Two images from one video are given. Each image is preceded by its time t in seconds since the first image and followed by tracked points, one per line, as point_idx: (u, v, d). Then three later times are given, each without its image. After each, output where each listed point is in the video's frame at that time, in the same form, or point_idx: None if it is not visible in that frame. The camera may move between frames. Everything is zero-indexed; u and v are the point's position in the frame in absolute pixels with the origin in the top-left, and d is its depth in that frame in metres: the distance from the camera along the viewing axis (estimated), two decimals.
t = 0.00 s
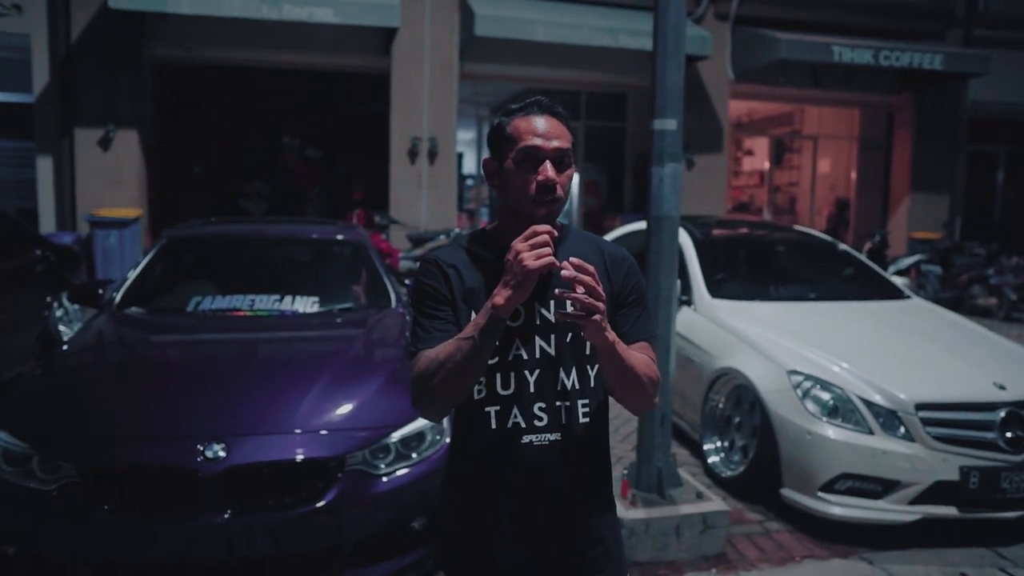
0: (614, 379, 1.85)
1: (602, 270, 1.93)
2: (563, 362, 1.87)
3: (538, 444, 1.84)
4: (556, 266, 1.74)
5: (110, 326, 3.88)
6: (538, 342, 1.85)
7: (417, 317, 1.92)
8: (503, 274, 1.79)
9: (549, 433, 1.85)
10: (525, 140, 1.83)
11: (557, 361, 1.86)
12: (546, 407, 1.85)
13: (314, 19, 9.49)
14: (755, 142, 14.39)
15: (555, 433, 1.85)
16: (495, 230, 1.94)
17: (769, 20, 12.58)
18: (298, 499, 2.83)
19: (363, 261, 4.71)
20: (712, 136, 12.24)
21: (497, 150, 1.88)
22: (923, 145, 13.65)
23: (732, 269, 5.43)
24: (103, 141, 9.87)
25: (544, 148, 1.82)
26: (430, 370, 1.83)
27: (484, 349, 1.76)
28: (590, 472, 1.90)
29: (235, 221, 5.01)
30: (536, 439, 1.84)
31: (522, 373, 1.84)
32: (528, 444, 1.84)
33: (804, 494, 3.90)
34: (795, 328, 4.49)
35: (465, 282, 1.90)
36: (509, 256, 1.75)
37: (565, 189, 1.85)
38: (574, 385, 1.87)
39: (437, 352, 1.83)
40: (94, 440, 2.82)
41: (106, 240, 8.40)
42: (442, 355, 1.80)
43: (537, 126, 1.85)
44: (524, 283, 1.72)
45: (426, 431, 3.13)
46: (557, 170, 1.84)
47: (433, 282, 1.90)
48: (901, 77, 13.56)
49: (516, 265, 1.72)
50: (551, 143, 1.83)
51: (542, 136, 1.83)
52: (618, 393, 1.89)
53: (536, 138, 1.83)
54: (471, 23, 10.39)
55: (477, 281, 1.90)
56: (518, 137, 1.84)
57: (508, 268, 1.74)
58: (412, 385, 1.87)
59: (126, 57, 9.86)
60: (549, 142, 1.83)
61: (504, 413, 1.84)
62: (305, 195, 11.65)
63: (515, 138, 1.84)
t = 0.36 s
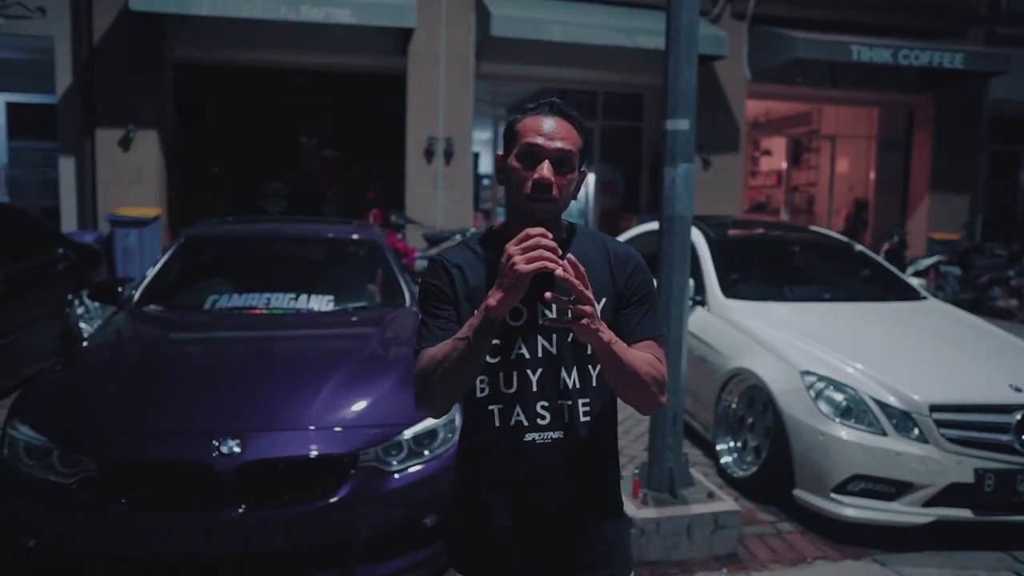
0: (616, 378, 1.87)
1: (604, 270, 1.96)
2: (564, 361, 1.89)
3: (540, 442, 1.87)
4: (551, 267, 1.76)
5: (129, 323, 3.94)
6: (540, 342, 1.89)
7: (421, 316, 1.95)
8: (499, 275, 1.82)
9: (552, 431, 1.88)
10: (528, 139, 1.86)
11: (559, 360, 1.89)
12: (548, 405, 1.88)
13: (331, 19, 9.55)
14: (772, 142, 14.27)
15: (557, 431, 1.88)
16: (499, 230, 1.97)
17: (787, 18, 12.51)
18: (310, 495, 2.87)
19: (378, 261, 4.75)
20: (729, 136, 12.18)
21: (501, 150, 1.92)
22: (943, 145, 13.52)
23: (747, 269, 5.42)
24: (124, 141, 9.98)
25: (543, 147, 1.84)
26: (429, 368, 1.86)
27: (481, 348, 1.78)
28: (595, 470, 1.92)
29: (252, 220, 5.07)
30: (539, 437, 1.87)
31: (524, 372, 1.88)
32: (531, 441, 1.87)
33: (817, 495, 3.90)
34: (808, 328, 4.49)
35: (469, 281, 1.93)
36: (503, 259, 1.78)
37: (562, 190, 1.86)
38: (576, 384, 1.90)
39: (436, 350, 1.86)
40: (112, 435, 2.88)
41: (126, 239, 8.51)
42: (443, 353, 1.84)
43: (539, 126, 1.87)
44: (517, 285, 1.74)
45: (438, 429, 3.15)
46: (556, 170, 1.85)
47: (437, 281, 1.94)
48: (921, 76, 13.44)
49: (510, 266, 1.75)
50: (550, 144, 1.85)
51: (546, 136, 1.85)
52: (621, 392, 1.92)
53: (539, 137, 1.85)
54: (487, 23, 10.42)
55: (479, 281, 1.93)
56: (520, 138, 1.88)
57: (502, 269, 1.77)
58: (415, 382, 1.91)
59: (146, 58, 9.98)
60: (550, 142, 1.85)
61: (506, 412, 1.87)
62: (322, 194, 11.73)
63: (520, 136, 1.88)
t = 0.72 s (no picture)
0: (626, 376, 1.89)
1: (613, 269, 1.98)
2: (574, 360, 1.91)
3: (551, 440, 1.89)
4: (557, 267, 1.78)
5: (149, 321, 3.99)
6: (550, 341, 1.91)
7: (433, 316, 1.98)
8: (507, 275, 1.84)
9: (562, 429, 1.90)
10: (534, 140, 1.88)
11: (569, 359, 1.91)
12: (559, 404, 1.90)
13: (349, 20, 9.60)
14: (790, 141, 14.12)
15: (568, 429, 1.90)
16: (508, 230, 1.99)
17: (805, 18, 12.44)
18: (325, 491, 2.90)
19: (394, 260, 4.78)
20: (746, 136, 12.13)
21: (509, 151, 1.94)
22: (965, 144, 13.38)
23: (763, 269, 5.41)
24: (145, 141, 10.09)
25: (549, 148, 1.86)
26: (440, 366, 1.88)
27: (490, 347, 1.81)
28: (606, 468, 1.94)
29: (270, 220, 5.12)
30: (549, 435, 1.89)
31: (535, 371, 1.90)
32: (541, 440, 1.89)
33: (832, 496, 3.88)
34: (824, 329, 4.47)
35: (479, 281, 1.95)
36: (509, 260, 1.81)
37: (568, 190, 1.89)
38: (586, 383, 1.92)
39: (447, 350, 1.89)
40: (131, 431, 2.93)
41: (147, 238, 8.62)
42: (454, 353, 1.86)
43: (547, 127, 1.89)
44: (523, 286, 1.76)
45: (452, 427, 3.17)
46: (563, 171, 1.87)
47: (448, 283, 1.96)
48: (943, 75, 13.31)
49: (516, 267, 1.77)
50: (557, 144, 1.87)
51: (553, 137, 1.87)
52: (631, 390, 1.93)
53: (545, 137, 1.88)
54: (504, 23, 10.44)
55: (489, 281, 1.95)
56: (528, 139, 1.90)
57: (509, 270, 1.79)
58: (427, 382, 1.93)
59: (167, 59, 10.09)
60: (557, 143, 1.87)
61: (517, 410, 1.89)
62: (340, 194, 11.80)
63: (527, 138, 1.90)
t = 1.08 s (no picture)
0: (633, 376, 1.90)
1: (621, 269, 1.99)
2: (582, 360, 1.93)
3: (558, 440, 1.91)
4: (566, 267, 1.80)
5: (164, 319, 4.04)
6: (558, 341, 1.92)
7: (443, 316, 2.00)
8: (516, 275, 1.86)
9: (570, 428, 1.91)
10: (542, 142, 1.90)
11: (577, 359, 1.92)
12: (566, 404, 1.91)
13: (364, 21, 9.64)
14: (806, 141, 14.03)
15: (575, 429, 1.91)
16: (517, 231, 2.01)
17: (821, 17, 12.38)
18: (337, 489, 2.94)
19: (406, 260, 4.81)
20: (761, 135, 12.09)
21: (517, 151, 1.95)
22: (983, 144, 13.26)
23: (775, 270, 5.40)
24: (161, 141, 10.17)
25: (558, 149, 1.88)
26: (449, 366, 1.91)
27: (498, 347, 1.83)
28: (612, 468, 1.95)
29: (284, 220, 5.16)
30: (556, 435, 1.91)
31: (543, 371, 1.91)
32: (549, 439, 1.90)
33: (843, 498, 3.87)
34: (836, 330, 4.46)
35: (488, 281, 1.97)
36: (518, 259, 1.82)
37: (577, 191, 1.90)
38: (594, 383, 1.93)
39: (456, 350, 1.91)
40: (145, 428, 2.97)
41: (163, 237, 8.71)
42: (462, 352, 1.88)
43: (554, 128, 1.91)
44: (532, 285, 1.78)
45: (462, 426, 3.19)
46: (571, 171, 1.89)
47: (458, 282, 1.98)
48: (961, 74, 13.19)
49: (525, 267, 1.79)
50: (565, 145, 1.88)
51: (560, 138, 1.89)
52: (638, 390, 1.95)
53: (553, 139, 1.89)
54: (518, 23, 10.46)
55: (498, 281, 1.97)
56: (535, 139, 1.91)
57: (518, 270, 1.80)
58: (436, 381, 1.95)
59: (183, 61, 10.17)
60: (565, 144, 1.88)
61: (524, 410, 1.91)
62: (354, 194, 11.86)
63: (535, 139, 1.91)
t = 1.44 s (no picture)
0: (635, 374, 1.91)
1: (623, 267, 2.00)
2: (584, 359, 1.94)
3: (560, 439, 1.92)
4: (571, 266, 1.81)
5: (169, 318, 4.06)
6: (561, 340, 1.93)
7: (444, 315, 2.00)
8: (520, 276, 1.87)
9: (572, 428, 1.92)
10: (544, 140, 1.90)
11: (579, 358, 1.93)
12: (569, 403, 1.92)
13: (369, 21, 9.66)
14: (813, 141, 14.08)
15: (577, 428, 1.92)
16: (518, 230, 2.02)
17: (829, 16, 12.35)
18: (340, 486, 2.95)
19: (411, 259, 4.82)
20: (767, 135, 12.08)
21: (519, 149, 1.96)
22: (990, 144, 13.22)
23: (780, 270, 5.39)
24: (168, 141, 10.20)
25: (560, 147, 1.89)
26: (452, 366, 1.91)
27: (501, 347, 1.83)
28: (612, 466, 1.96)
29: (289, 219, 5.17)
30: (559, 434, 1.92)
31: (546, 370, 1.92)
32: (551, 439, 1.91)
33: (846, 498, 3.87)
34: (840, 330, 4.45)
35: (490, 280, 1.98)
36: (524, 259, 1.83)
37: (580, 189, 1.91)
38: (596, 382, 1.94)
39: (459, 350, 1.91)
40: (150, 425, 2.99)
41: (170, 236, 8.76)
42: (466, 353, 1.89)
43: (555, 126, 1.91)
44: (537, 285, 1.79)
45: (464, 425, 3.20)
46: (573, 169, 1.90)
47: (459, 281, 1.99)
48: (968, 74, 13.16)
49: (530, 266, 1.80)
50: (567, 143, 1.89)
51: (562, 136, 1.90)
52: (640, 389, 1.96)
53: (555, 137, 1.90)
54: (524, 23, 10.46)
55: (500, 281, 1.97)
56: (537, 137, 1.92)
57: (523, 270, 1.81)
58: (438, 382, 1.95)
59: (190, 61, 10.20)
60: (566, 142, 1.89)
61: (527, 409, 1.92)
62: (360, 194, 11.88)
63: (537, 136, 1.92)
